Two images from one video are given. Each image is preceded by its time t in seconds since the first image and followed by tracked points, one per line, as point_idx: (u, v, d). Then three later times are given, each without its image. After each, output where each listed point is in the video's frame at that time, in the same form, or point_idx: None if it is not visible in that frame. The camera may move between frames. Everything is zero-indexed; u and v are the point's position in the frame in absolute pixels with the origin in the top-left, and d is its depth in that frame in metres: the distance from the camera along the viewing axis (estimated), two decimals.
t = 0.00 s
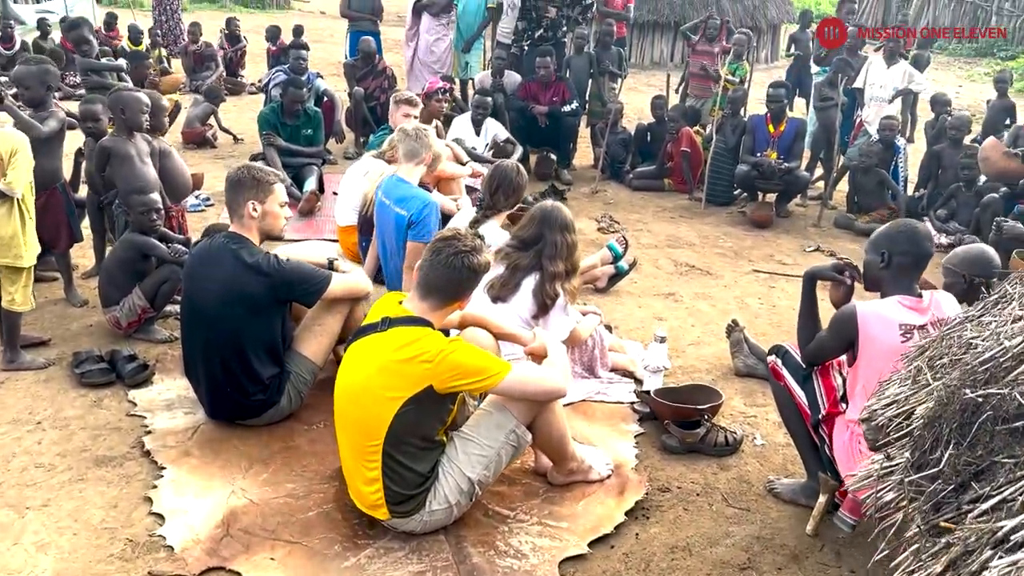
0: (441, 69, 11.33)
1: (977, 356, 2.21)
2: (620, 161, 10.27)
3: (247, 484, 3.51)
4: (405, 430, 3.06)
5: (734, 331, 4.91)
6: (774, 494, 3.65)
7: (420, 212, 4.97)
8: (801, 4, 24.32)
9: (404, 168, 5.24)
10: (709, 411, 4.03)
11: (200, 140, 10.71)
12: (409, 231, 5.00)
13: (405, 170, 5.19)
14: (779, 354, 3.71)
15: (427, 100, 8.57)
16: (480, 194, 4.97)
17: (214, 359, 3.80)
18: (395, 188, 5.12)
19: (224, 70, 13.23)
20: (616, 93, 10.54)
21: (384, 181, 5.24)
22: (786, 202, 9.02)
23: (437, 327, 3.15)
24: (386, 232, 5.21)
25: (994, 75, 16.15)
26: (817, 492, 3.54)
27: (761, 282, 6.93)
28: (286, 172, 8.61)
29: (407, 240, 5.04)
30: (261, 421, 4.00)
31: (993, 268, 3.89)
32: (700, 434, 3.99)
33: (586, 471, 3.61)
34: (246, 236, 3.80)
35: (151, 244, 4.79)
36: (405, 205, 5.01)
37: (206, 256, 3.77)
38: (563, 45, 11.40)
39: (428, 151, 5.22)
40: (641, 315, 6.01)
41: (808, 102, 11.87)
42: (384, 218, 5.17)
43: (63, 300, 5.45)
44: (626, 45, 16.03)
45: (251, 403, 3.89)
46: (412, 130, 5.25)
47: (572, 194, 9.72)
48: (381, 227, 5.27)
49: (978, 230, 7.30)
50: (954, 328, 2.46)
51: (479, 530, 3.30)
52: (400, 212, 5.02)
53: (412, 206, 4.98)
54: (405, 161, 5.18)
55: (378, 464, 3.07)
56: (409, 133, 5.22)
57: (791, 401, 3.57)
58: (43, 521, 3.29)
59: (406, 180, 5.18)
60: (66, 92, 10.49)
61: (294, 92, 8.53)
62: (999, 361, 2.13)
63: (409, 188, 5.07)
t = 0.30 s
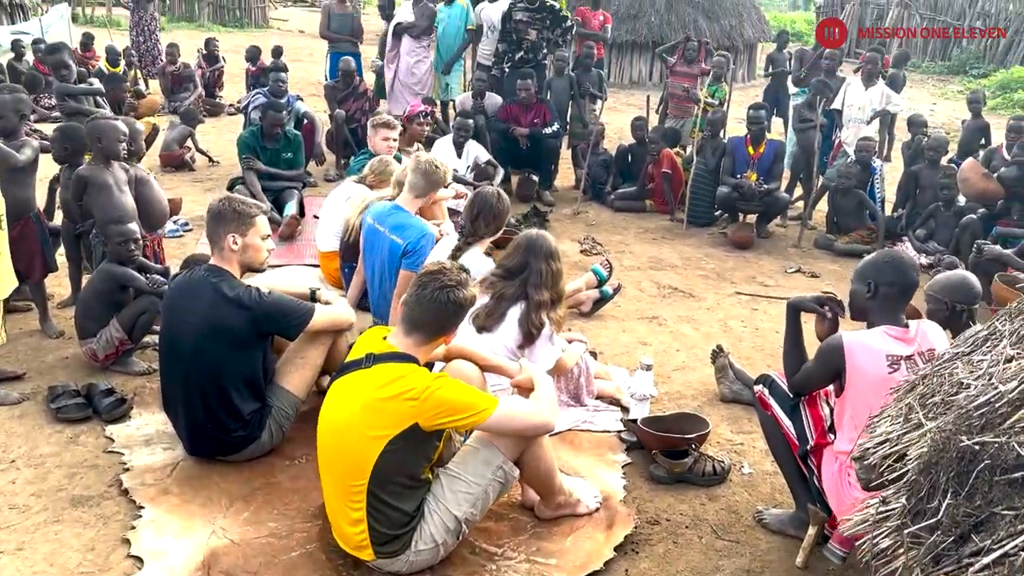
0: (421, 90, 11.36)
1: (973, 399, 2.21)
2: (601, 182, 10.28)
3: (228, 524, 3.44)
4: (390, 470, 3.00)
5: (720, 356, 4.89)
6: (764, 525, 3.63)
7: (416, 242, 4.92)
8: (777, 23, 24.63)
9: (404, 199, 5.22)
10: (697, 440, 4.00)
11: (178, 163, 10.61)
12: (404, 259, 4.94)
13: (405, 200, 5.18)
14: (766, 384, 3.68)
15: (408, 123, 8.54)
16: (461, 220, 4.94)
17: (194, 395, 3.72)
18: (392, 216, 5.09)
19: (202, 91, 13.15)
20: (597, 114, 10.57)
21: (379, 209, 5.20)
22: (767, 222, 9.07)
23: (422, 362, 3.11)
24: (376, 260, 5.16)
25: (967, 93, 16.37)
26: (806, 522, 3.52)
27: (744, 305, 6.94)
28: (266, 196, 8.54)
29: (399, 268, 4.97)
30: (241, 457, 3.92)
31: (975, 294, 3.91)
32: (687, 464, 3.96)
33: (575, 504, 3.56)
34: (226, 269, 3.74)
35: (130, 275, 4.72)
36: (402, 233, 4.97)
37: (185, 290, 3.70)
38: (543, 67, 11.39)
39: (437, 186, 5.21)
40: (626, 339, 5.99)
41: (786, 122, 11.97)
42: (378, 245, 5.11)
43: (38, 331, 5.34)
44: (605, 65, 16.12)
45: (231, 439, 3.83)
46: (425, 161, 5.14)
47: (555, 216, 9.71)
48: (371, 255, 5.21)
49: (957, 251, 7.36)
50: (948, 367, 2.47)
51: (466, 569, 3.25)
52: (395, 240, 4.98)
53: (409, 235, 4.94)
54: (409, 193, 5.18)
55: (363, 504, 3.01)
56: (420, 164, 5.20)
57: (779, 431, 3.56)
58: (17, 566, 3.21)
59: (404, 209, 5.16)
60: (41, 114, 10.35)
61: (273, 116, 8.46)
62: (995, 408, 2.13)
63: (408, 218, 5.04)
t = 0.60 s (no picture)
0: (398, 109, 11.32)
1: (965, 437, 2.27)
2: (580, 200, 10.28)
3: (206, 562, 3.37)
4: (374, 507, 2.94)
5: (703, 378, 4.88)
6: (750, 552, 3.61)
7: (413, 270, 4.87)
8: (749, 39, 24.92)
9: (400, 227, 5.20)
10: (683, 466, 3.98)
11: (151, 184, 10.46)
12: (399, 287, 4.87)
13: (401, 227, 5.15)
14: (752, 410, 3.66)
15: (387, 143, 8.50)
16: (432, 241, 4.89)
17: (170, 428, 3.64)
18: (387, 242, 5.05)
19: (176, 109, 12.99)
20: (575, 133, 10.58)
21: (371, 233, 5.15)
22: (745, 240, 9.10)
23: (406, 395, 3.05)
24: (367, 285, 5.09)
25: (937, 108, 16.57)
26: (794, 550, 3.50)
27: (725, 324, 6.93)
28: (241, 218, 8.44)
29: (392, 295, 4.91)
30: (218, 491, 3.83)
31: (956, 316, 3.94)
32: (673, 491, 3.92)
33: (561, 535, 3.51)
34: (203, 299, 3.66)
35: (104, 303, 4.65)
36: (399, 261, 4.92)
37: (161, 320, 3.62)
38: (521, 85, 11.31)
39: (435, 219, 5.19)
40: (608, 360, 5.96)
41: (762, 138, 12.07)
42: (370, 271, 5.05)
43: (8, 361, 5.21)
44: (580, 80, 16.18)
45: (209, 473, 3.74)
46: (426, 191, 5.12)
47: (534, 234, 9.69)
48: (362, 279, 5.15)
49: (934, 268, 7.41)
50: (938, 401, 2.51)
51: None
52: (391, 266, 4.92)
53: (406, 264, 4.89)
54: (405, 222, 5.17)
55: (346, 541, 2.94)
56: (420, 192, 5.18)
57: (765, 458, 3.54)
58: None
59: (399, 237, 5.12)
60: (10, 134, 10.16)
61: (249, 136, 8.39)
62: (991, 447, 2.18)
63: (405, 246, 5.01)
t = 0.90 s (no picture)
0: (373, 124, 11.26)
1: (965, 468, 2.25)
2: (557, 216, 10.27)
3: None
4: (359, 541, 2.87)
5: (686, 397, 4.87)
6: None
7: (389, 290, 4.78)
8: (719, 52, 25.22)
9: (376, 247, 5.14)
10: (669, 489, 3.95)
11: (121, 202, 10.29)
12: (375, 308, 4.79)
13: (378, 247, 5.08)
14: (738, 432, 3.63)
15: (362, 160, 8.43)
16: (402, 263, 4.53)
17: (145, 459, 3.54)
18: (363, 262, 4.98)
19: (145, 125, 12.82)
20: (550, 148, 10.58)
21: (348, 253, 5.08)
22: (721, 254, 9.14)
23: (391, 425, 2.98)
24: (344, 306, 5.02)
25: (905, 121, 16.83)
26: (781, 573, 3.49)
27: (704, 340, 6.94)
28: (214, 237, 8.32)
29: (369, 316, 4.82)
30: (196, 523, 3.74)
31: (936, 334, 3.96)
32: (660, 515, 3.90)
33: (549, 563, 3.46)
34: (179, 327, 3.56)
35: (75, 329, 4.54)
36: (375, 281, 4.85)
37: (135, 349, 3.51)
38: (495, 100, 11.31)
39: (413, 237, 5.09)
40: (589, 379, 5.93)
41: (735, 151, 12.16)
42: (347, 292, 4.97)
43: None
44: (553, 93, 16.23)
45: (186, 504, 3.65)
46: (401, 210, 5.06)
47: (512, 250, 9.67)
48: (339, 299, 5.07)
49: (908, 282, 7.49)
50: (932, 430, 2.52)
51: None
52: (368, 287, 4.85)
53: (382, 284, 4.82)
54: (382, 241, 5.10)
55: None
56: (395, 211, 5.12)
57: (753, 480, 3.52)
58: None
59: (376, 256, 5.05)
60: None
61: (221, 153, 8.31)
62: (993, 482, 2.16)
63: (381, 265, 4.93)
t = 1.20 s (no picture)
0: (345, 137, 11.18)
1: (962, 492, 2.26)
2: (532, 229, 10.27)
3: None
4: (343, 570, 2.82)
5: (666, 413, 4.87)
6: None
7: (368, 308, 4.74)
8: (686, 62, 25.48)
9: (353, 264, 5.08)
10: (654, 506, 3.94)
11: (88, 219, 10.10)
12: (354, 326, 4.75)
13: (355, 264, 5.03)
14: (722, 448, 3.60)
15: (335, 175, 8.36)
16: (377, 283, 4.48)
17: (120, 488, 3.46)
18: (340, 280, 4.92)
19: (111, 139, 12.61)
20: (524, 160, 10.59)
21: (324, 271, 5.02)
22: (695, 266, 9.20)
23: (375, 451, 2.93)
24: (321, 324, 4.96)
25: (870, 131, 17.11)
26: None
27: (681, 353, 6.96)
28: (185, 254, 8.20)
29: (348, 334, 4.78)
30: (173, 552, 3.66)
31: (913, 348, 4.00)
32: (645, 533, 3.88)
33: None
34: (154, 351, 3.48)
35: (45, 352, 4.41)
36: (353, 299, 4.80)
37: (109, 375, 3.43)
38: (468, 113, 11.29)
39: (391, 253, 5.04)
40: (568, 394, 5.92)
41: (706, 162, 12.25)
42: (324, 310, 4.91)
43: None
44: (524, 105, 16.26)
45: (163, 533, 3.57)
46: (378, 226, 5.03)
47: (487, 263, 9.65)
48: (315, 317, 5.00)
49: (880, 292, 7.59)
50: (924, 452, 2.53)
51: None
52: (346, 305, 4.80)
53: (361, 302, 4.78)
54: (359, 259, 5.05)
55: None
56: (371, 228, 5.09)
57: (737, 496, 3.51)
58: None
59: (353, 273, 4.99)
60: None
61: (191, 168, 8.20)
62: (989, 506, 2.18)
63: (358, 283, 4.88)
